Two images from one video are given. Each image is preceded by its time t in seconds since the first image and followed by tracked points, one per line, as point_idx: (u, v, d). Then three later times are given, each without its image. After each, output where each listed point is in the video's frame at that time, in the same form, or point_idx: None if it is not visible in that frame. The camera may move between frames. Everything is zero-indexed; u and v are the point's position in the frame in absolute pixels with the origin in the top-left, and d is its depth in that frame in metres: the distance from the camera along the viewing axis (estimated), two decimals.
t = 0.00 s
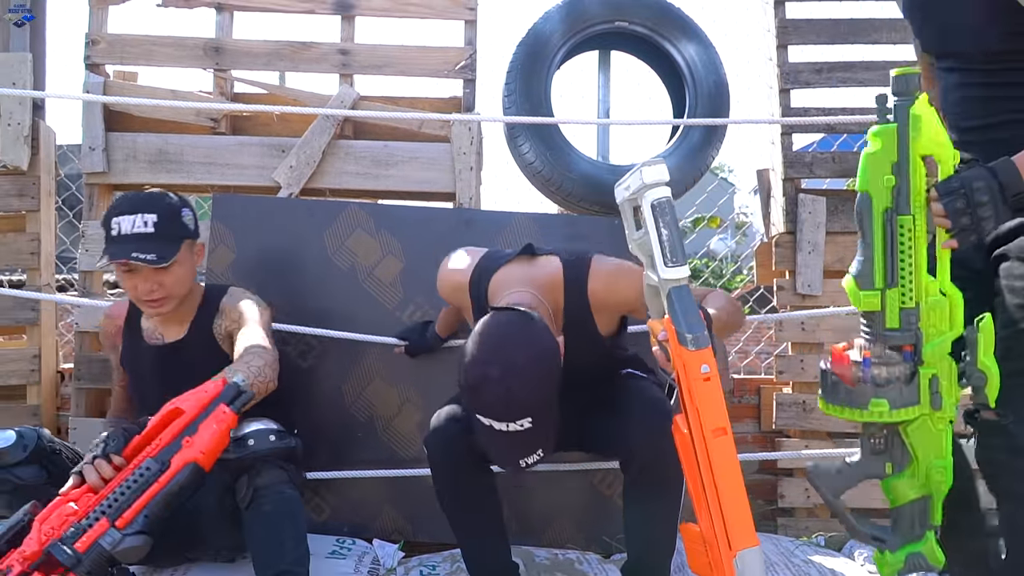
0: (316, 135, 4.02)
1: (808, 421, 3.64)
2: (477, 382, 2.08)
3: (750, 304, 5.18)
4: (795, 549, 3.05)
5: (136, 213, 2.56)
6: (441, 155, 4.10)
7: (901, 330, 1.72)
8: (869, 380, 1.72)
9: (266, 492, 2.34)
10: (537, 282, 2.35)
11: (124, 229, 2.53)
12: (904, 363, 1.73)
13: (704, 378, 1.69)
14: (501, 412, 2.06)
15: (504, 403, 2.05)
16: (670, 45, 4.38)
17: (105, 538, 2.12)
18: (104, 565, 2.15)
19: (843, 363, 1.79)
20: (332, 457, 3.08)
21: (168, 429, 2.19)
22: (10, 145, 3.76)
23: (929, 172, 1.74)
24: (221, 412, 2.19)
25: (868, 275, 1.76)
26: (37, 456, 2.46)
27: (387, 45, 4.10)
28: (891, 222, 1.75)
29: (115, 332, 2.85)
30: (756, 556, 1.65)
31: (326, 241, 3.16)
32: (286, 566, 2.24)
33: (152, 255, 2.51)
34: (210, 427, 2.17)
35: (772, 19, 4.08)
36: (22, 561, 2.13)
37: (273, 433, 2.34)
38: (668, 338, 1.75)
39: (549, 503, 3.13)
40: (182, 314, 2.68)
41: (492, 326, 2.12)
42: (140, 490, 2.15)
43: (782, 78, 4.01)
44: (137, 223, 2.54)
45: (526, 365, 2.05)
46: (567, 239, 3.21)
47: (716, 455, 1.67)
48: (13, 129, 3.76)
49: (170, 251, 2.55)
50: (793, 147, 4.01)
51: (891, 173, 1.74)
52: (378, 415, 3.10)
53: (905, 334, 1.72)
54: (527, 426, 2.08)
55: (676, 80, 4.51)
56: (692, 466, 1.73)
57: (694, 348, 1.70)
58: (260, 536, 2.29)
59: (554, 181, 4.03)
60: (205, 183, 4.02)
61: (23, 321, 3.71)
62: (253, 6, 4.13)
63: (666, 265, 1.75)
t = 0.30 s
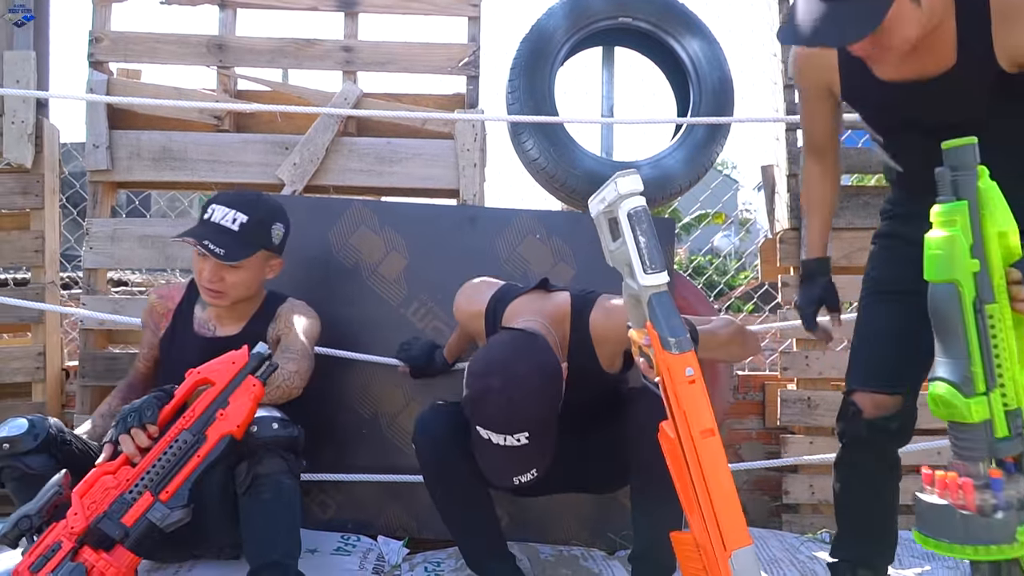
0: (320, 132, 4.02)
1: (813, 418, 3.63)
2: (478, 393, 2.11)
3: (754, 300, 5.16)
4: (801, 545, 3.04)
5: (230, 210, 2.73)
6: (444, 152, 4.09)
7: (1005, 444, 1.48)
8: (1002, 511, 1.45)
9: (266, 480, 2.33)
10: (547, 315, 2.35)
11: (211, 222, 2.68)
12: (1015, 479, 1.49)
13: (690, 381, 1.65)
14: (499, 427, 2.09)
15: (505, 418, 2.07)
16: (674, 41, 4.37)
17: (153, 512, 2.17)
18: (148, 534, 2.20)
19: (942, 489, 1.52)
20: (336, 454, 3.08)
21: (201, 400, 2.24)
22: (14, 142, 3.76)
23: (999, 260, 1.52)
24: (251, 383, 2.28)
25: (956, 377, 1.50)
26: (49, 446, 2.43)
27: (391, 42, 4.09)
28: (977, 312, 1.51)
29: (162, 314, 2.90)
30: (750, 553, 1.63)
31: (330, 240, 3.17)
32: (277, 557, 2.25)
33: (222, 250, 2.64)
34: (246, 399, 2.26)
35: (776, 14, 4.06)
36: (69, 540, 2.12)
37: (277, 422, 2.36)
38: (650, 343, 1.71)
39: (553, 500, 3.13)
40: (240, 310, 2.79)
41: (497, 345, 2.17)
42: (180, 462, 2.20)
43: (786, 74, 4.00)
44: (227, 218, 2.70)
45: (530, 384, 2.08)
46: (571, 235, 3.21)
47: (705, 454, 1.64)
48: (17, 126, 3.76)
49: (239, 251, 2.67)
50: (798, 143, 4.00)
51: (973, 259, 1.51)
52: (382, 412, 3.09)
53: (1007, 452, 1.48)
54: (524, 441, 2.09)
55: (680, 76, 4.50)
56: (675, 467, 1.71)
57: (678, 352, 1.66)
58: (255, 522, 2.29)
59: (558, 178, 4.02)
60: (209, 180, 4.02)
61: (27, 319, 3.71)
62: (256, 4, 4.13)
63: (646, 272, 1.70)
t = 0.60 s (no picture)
0: (322, 126, 4.01)
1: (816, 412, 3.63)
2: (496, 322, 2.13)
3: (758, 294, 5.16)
4: (804, 540, 3.04)
5: (250, 207, 2.74)
6: (447, 146, 4.09)
7: None
8: None
9: (286, 476, 2.33)
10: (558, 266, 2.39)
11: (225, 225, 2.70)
12: None
13: (726, 368, 1.81)
14: (515, 353, 2.11)
15: (522, 346, 2.09)
16: (678, 35, 4.35)
17: (173, 518, 2.18)
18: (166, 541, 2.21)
19: None
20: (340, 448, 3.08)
21: (227, 409, 2.25)
22: (16, 137, 3.76)
23: None
24: (277, 396, 2.28)
25: None
26: (78, 419, 2.48)
27: (393, 37, 4.08)
28: None
29: (201, 302, 2.95)
30: (772, 544, 1.74)
31: (334, 234, 3.17)
32: (290, 554, 2.19)
33: (229, 245, 2.66)
34: (270, 411, 2.27)
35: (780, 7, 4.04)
36: (87, 540, 2.13)
37: (299, 421, 2.39)
38: (691, 334, 1.87)
39: (556, 494, 3.13)
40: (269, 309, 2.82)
41: (509, 276, 2.17)
42: (201, 471, 2.20)
43: (790, 68, 3.98)
44: (245, 215, 2.72)
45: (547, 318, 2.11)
46: (575, 230, 3.20)
47: (736, 440, 1.77)
48: (18, 121, 3.76)
49: (250, 248, 2.68)
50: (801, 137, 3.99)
51: None
52: (385, 407, 3.10)
53: None
54: (540, 367, 2.12)
55: (683, 70, 4.48)
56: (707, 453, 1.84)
57: (717, 339, 1.82)
58: (272, 515, 2.26)
59: (561, 172, 4.01)
60: (212, 175, 4.02)
61: (30, 314, 3.72)
62: None
63: (690, 259, 1.92)
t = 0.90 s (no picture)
0: (322, 119, 4.00)
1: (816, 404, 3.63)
2: (508, 338, 2.14)
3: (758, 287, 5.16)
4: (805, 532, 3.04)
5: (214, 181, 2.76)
6: (446, 138, 4.08)
7: None
8: None
9: (281, 468, 2.33)
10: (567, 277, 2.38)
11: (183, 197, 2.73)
12: None
13: (748, 359, 1.82)
14: (529, 370, 2.11)
15: (539, 362, 2.10)
16: (678, 26, 4.34)
17: (175, 475, 2.16)
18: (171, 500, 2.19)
19: None
20: (340, 440, 3.08)
21: (216, 365, 2.24)
22: (15, 130, 3.74)
23: None
24: (264, 347, 2.29)
25: None
26: (48, 427, 2.38)
27: (393, 29, 4.07)
28: None
29: (178, 300, 2.89)
30: (786, 537, 1.72)
31: (334, 226, 3.16)
32: (288, 546, 2.16)
33: (190, 211, 2.67)
34: (259, 361, 2.27)
35: None
36: (93, 504, 2.09)
37: (292, 411, 2.38)
38: (713, 324, 1.88)
39: (557, 487, 3.13)
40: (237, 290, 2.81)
41: (524, 291, 2.21)
42: (199, 427, 2.19)
43: (791, 59, 3.97)
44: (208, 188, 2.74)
45: (563, 329, 2.13)
46: (575, 222, 3.20)
47: (752, 431, 1.77)
48: (17, 113, 3.74)
49: (211, 214, 2.69)
50: (802, 129, 3.98)
51: None
52: (385, 399, 3.09)
53: None
54: (554, 386, 2.13)
55: (684, 62, 4.46)
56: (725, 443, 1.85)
57: (739, 330, 1.84)
58: (267, 507, 2.25)
59: (562, 164, 4.00)
60: (211, 168, 4.01)
61: (30, 307, 3.72)
62: None
63: (716, 247, 1.97)
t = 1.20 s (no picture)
0: (320, 111, 3.99)
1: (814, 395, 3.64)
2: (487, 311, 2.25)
3: (757, 279, 5.16)
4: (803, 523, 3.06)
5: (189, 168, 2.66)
6: (445, 130, 4.07)
7: None
8: None
9: (291, 459, 2.26)
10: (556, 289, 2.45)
11: (161, 181, 2.62)
12: None
13: (715, 356, 1.82)
14: (503, 344, 2.19)
15: (511, 337, 2.18)
16: (678, 17, 4.32)
17: (148, 442, 2.14)
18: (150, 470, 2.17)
19: None
20: (340, 432, 3.08)
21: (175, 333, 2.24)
22: (13, 122, 3.74)
23: None
24: (219, 309, 2.29)
25: None
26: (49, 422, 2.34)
27: (391, 20, 4.06)
28: None
29: (144, 305, 2.74)
30: (764, 526, 1.74)
31: (333, 218, 3.15)
32: (294, 535, 2.13)
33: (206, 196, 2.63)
34: (218, 324, 2.28)
35: None
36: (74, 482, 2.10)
37: (304, 402, 2.33)
38: (679, 324, 1.89)
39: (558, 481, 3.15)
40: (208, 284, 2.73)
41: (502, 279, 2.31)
42: (166, 392, 2.19)
43: (791, 50, 3.95)
44: (189, 175, 2.64)
45: (538, 313, 2.21)
46: (575, 215, 3.20)
47: (725, 427, 1.78)
48: (15, 106, 3.74)
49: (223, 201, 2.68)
50: (802, 120, 3.97)
51: None
52: (384, 392, 3.09)
53: None
54: (523, 361, 2.19)
55: (683, 53, 4.45)
56: (701, 443, 1.84)
57: (704, 327, 1.84)
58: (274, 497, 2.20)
59: (561, 156, 3.99)
60: (209, 160, 4.00)
61: (29, 299, 3.72)
62: None
63: (676, 252, 1.94)
